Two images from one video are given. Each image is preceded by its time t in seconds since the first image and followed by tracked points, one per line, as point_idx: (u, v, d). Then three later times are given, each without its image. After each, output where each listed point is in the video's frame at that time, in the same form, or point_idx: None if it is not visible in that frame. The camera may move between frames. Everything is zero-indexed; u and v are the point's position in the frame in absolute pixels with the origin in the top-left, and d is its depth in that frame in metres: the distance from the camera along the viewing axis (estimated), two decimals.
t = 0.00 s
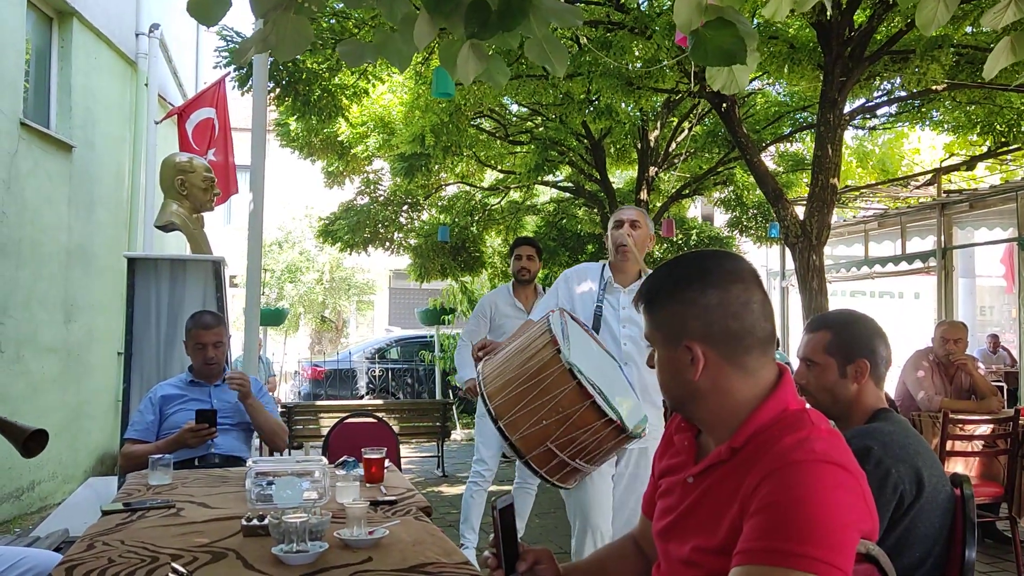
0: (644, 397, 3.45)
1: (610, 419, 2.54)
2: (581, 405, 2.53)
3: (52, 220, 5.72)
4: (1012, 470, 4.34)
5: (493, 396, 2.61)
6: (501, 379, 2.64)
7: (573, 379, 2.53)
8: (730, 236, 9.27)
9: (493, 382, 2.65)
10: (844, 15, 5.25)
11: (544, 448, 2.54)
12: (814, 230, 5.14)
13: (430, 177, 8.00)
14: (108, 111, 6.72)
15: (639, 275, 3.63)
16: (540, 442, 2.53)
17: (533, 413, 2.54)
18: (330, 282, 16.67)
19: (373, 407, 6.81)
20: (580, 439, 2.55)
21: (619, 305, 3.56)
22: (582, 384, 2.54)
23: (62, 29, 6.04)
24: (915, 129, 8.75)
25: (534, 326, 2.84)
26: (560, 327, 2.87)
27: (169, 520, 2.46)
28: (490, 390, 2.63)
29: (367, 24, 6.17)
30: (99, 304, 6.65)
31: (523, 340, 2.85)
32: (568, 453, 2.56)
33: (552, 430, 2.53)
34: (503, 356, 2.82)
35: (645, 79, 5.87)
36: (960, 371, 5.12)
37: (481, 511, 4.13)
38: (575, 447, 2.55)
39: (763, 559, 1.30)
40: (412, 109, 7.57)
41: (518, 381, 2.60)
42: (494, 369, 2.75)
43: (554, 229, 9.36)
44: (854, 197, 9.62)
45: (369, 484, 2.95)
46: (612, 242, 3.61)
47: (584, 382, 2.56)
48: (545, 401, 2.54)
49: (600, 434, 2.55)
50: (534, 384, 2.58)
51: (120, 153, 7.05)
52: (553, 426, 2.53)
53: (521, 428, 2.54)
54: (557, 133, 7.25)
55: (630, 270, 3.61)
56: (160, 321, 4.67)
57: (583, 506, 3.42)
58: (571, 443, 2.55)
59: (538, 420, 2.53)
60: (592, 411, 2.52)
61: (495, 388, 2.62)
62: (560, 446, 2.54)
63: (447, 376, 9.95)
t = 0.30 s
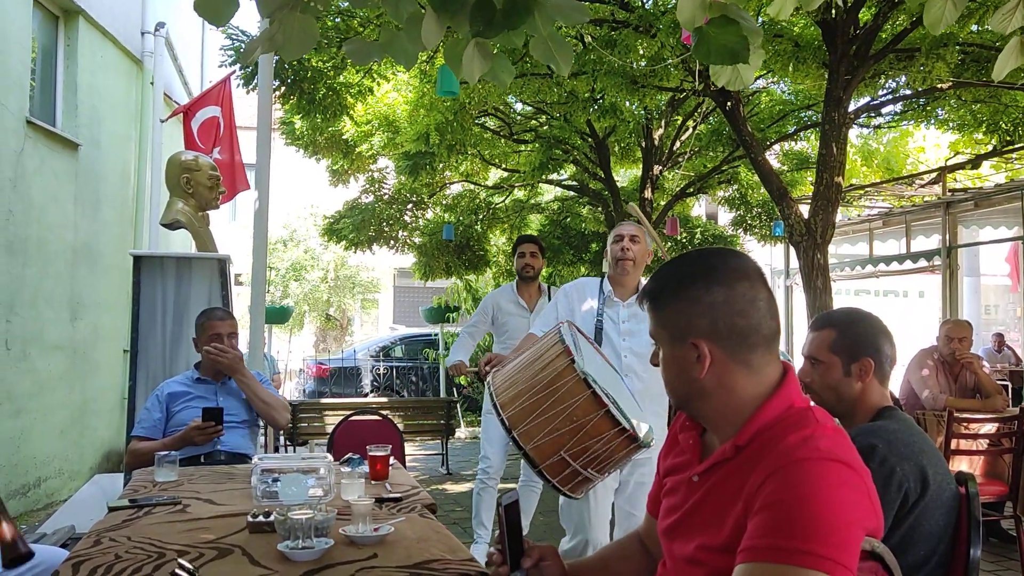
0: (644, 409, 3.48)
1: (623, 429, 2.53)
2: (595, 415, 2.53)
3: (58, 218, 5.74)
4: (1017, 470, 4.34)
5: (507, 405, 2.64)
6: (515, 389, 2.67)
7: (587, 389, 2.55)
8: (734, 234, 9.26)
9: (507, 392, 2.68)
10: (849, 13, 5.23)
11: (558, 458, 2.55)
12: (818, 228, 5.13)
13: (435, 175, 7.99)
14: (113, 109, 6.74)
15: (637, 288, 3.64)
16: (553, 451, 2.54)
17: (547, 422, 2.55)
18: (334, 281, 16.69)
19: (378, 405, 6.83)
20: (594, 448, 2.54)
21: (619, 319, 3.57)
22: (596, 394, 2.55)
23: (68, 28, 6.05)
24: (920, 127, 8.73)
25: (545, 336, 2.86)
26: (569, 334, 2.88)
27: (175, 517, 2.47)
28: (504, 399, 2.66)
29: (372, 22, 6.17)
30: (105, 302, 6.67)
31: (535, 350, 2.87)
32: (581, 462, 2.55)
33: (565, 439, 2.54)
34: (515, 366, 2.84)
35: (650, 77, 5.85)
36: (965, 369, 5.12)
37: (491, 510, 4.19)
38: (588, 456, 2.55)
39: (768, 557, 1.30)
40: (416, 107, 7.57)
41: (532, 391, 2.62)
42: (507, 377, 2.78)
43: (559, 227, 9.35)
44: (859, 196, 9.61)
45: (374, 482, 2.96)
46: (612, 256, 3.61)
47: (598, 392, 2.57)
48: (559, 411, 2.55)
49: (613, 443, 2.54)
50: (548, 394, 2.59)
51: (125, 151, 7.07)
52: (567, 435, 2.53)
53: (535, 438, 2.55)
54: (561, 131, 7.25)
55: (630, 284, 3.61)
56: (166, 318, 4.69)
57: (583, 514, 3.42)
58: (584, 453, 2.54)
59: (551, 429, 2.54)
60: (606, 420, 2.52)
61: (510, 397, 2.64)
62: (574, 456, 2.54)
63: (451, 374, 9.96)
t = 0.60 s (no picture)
0: (638, 395, 3.48)
1: (624, 416, 2.55)
2: (597, 402, 2.54)
3: (65, 217, 5.76)
4: None
5: (507, 393, 2.62)
6: (515, 378, 2.65)
7: (590, 378, 2.56)
8: (739, 233, 9.24)
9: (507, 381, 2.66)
10: (854, 11, 5.22)
11: (559, 447, 2.54)
12: (824, 227, 5.11)
13: (439, 175, 7.99)
14: (119, 108, 6.76)
15: (627, 276, 3.66)
16: (555, 439, 2.53)
17: (549, 410, 2.54)
18: (339, 279, 16.72)
19: (383, 404, 6.83)
20: (595, 436, 2.55)
21: (610, 306, 3.58)
22: (597, 382, 2.57)
23: (74, 27, 6.07)
24: (926, 126, 8.69)
25: (543, 326, 2.85)
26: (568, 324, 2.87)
27: (181, 514, 2.48)
28: (503, 387, 2.64)
29: (377, 21, 6.17)
30: (111, 301, 6.70)
31: (530, 340, 2.87)
32: (581, 450, 2.55)
33: (567, 428, 2.54)
34: (512, 356, 2.83)
35: (655, 76, 5.84)
36: (971, 368, 5.11)
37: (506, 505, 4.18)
38: (589, 445, 2.55)
39: (774, 556, 1.30)
40: (421, 106, 7.56)
41: (533, 380, 2.61)
42: (504, 365, 2.77)
43: (564, 226, 9.35)
44: (865, 194, 9.58)
45: (379, 480, 2.96)
46: (600, 245, 3.64)
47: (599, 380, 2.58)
48: (560, 399, 2.55)
49: (614, 431, 2.56)
50: (549, 382, 2.59)
51: (131, 150, 7.09)
52: (568, 423, 2.53)
53: (536, 426, 2.54)
54: (566, 130, 7.23)
55: (619, 270, 3.64)
56: (172, 317, 4.70)
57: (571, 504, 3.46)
58: (585, 441, 2.55)
59: (554, 417, 2.53)
60: (607, 407, 2.54)
61: (509, 386, 2.62)
62: (575, 444, 2.54)
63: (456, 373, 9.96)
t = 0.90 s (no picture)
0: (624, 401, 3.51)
1: (622, 426, 2.55)
2: (597, 413, 2.55)
3: (72, 216, 5.77)
4: None
5: (507, 400, 2.63)
6: (515, 385, 2.66)
7: (590, 388, 2.56)
8: (745, 232, 9.23)
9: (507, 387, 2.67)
10: (862, 9, 5.21)
11: (557, 456, 2.55)
12: (830, 225, 5.09)
13: (446, 173, 7.99)
14: (127, 107, 6.78)
15: (611, 281, 3.70)
16: (554, 449, 2.55)
17: (548, 419, 2.55)
18: (346, 279, 16.74)
19: (389, 402, 6.85)
20: (593, 446, 2.56)
21: (597, 312, 3.56)
22: (598, 393, 2.57)
23: (82, 27, 6.08)
24: (934, 124, 8.67)
25: (542, 331, 2.85)
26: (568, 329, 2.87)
27: (189, 512, 2.49)
28: (504, 395, 2.65)
29: (384, 20, 6.17)
30: (119, 300, 6.72)
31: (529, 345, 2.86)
32: (578, 459, 2.56)
33: (566, 437, 2.55)
34: (510, 360, 2.82)
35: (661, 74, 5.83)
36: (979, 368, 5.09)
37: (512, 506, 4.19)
38: (587, 454, 2.56)
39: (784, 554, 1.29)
40: (427, 105, 7.56)
41: (533, 388, 2.62)
42: (504, 370, 2.77)
43: (570, 225, 9.35)
44: (872, 193, 9.56)
45: (386, 478, 2.96)
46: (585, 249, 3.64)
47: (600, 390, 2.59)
48: (560, 409, 2.55)
49: (612, 441, 2.56)
50: (549, 391, 2.59)
51: (139, 149, 7.11)
52: (567, 434, 2.54)
53: (535, 435, 2.56)
54: (572, 128, 7.23)
55: (604, 276, 3.66)
56: (179, 315, 4.71)
57: (565, 505, 3.48)
58: (583, 450, 2.56)
59: (553, 427, 2.54)
60: (607, 418, 2.54)
61: (509, 393, 2.64)
62: (573, 453, 2.55)
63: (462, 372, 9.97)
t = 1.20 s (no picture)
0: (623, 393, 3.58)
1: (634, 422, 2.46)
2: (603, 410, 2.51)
3: (84, 215, 5.81)
4: None
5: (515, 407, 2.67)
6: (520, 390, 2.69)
7: (595, 389, 2.53)
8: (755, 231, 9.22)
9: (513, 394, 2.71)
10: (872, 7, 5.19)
11: (565, 457, 2.55)
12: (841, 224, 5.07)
13: (455, 173, 8.00)
14: (138, 108, 6.81)
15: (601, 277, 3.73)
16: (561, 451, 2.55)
17: (555, 422, 2.59)
18: (354, 278, 16.79)
19: (398, 401, 6.87)
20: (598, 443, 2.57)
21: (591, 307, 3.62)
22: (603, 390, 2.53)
23: (93, 27, 6.11)
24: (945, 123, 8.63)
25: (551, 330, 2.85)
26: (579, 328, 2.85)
27: (201, 510, 2.50)
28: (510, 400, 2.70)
29: (395, 20, 6.19)
30: (130, 299, 6.75)
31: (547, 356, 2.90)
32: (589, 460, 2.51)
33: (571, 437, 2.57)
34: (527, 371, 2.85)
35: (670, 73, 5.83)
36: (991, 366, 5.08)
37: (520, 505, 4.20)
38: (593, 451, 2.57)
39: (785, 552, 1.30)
40: (436, 105, 7.58)
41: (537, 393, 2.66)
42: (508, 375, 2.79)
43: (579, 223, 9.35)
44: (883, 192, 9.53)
45: (396, 478, 2.96)
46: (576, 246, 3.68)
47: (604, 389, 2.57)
48: (566, 411, 2.58)
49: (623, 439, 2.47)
50: (556, 395, 2.63)
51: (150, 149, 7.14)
52: (573, 434, 2.54)
53: (544, 438, 2.60)
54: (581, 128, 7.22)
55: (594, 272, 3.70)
56: (190, 314, 4.73)
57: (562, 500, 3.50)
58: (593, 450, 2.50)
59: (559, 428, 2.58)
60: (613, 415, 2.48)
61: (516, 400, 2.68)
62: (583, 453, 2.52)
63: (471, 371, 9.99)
